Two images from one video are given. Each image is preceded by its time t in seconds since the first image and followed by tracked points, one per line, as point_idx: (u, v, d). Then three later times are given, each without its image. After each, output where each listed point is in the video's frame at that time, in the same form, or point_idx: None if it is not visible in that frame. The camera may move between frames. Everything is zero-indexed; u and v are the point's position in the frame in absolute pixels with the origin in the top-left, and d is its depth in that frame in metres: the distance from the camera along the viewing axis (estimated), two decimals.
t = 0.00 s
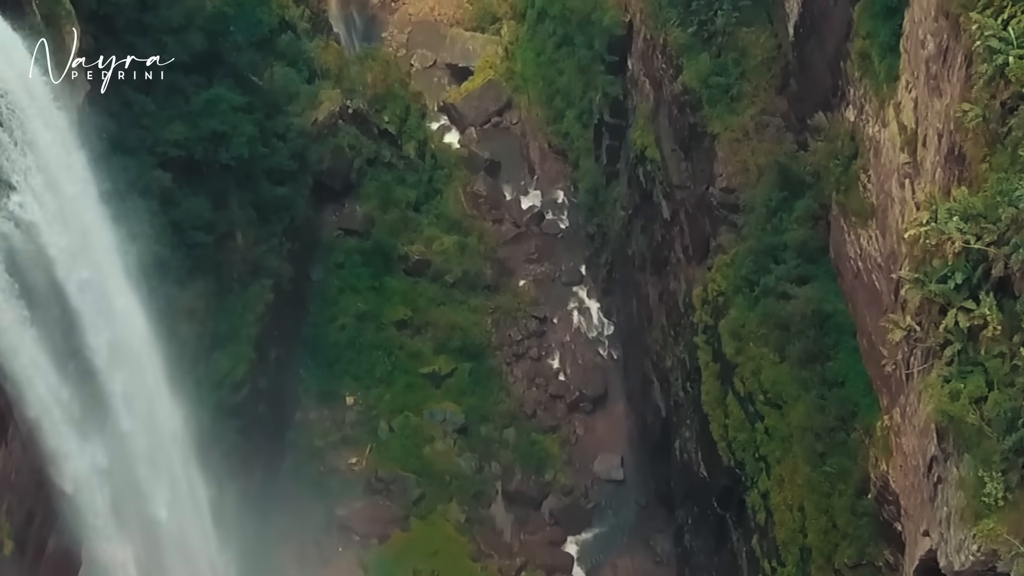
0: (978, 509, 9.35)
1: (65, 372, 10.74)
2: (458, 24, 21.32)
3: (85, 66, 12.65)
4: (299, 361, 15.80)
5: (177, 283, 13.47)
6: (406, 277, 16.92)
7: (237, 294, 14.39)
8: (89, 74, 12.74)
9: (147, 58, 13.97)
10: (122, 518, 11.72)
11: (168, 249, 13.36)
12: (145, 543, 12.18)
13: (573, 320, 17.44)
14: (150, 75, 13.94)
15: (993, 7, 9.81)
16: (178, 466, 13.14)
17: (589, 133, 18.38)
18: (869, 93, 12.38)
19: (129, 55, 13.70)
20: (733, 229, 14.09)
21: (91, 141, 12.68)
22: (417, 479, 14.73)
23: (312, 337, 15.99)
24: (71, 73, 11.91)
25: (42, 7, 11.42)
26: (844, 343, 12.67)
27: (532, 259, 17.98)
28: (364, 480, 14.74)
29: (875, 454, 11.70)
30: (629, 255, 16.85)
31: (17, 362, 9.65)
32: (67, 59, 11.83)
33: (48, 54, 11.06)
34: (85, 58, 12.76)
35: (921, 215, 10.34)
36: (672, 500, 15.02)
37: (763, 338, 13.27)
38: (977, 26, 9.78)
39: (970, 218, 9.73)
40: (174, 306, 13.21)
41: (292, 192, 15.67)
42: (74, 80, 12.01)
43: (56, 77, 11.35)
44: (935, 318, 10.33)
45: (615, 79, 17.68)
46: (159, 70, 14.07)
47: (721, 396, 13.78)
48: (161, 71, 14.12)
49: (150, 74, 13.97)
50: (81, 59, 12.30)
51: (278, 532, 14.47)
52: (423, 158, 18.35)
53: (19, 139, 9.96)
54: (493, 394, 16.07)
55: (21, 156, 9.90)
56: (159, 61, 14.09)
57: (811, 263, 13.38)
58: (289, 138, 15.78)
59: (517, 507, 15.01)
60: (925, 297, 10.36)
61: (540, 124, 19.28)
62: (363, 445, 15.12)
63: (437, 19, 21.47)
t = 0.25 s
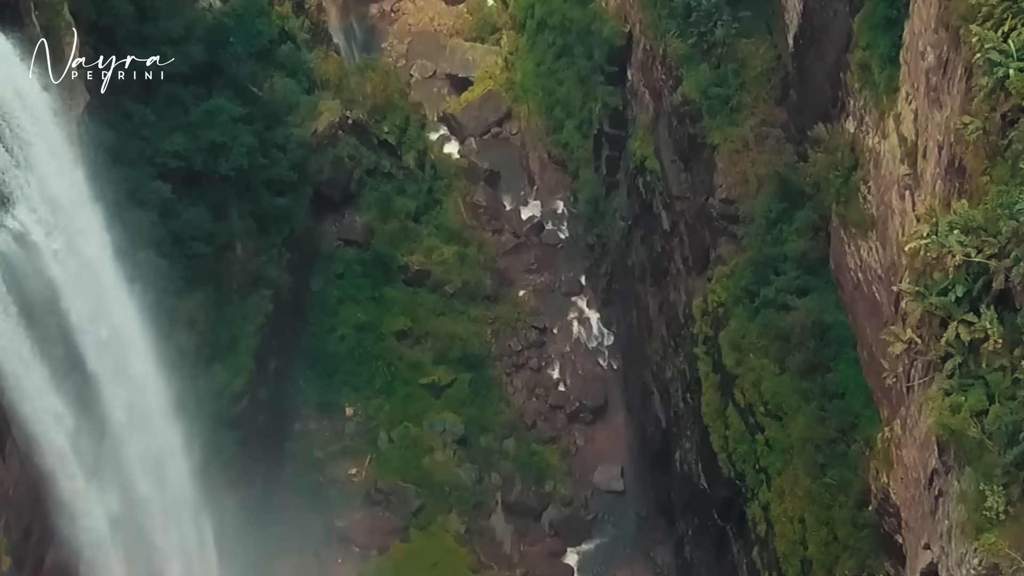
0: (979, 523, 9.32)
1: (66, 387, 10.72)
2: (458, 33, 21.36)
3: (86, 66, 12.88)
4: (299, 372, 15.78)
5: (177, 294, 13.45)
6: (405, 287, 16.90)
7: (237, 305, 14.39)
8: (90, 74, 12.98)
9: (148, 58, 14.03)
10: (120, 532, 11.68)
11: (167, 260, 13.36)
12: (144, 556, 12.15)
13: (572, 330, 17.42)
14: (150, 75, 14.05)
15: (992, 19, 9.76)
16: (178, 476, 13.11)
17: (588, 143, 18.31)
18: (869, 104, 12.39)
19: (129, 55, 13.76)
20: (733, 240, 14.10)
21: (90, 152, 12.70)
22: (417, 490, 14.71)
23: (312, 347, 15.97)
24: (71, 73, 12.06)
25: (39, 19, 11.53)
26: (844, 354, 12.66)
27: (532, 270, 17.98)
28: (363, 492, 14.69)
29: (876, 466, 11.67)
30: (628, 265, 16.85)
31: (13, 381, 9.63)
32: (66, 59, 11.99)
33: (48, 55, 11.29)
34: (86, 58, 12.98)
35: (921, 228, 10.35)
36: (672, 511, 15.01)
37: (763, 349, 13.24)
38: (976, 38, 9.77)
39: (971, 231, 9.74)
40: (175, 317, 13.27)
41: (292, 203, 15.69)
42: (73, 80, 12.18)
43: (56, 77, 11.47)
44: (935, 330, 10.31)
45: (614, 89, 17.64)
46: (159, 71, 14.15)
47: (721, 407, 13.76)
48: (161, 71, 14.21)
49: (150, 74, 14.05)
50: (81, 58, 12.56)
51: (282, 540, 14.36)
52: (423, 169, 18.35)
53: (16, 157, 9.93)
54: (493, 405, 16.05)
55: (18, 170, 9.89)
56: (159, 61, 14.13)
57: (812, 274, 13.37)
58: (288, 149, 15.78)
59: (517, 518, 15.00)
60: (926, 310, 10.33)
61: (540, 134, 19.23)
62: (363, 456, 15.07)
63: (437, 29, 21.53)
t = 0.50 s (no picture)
0: (980, 536, 9.29)
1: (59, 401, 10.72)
2: (457, 44, 21.40)
3: (86, 66, 12.94)
4: (298, 382, 15.75)
5: (175, 305, 13.42)
6: (405, 297, 16.90)
7: (236, 315, 14.37)
8: (90, 73, 13.02)
9: (147, 58, 13.99)
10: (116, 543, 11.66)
11: (166, 271, 13.34)
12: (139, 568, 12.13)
13: (572, 340, 17.40)
14: (150, 75, 14.05)
15: (992, 30, 9.69)
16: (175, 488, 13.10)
17: (588, 153, 18.25)
18: (869, 115, 12.39)
19: (128, 55, 13.72)
20: (733, 251, 14.09)
21: (86, 162, 12.70)
22: (416, 501, 14.68)
23: (311, 357, 15.95)
24: (71, 73, 12.24)
25: (40, 29, 11.43)
26: (844, 365, 12.64)
27: (531, 280, 17.97)
28: (362, 502, 14.66)
29: (876, 478, 11.63)
30: (628, 276, 16.86)
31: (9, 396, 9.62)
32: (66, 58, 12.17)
33: (48, 54, 11.47)
34: (86, 59, 13.05)
35: (921, 241, 10.34)
36: (672, 522, 14.99)
37: (763, 361, 13.22)
38: (976, 50, 9.74)
39: (971, 244, 9.73)
40: (174, 327, 13.24)
41: (291, 213, 15.69)
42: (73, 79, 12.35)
43: (55, 77, 11.63)
44: (936, 343, 10.28)
45: (613, 100, 17.65)
46: (159, 70, 14.15)
47: (721, 418, 13.73)
48: (162, 71, 14.21)
49: (150, 75, 14.03)
50: (81, 57, 12.73)
51: (280, 552, 14.31)
52: (423, 179, 18.36)
53: (11, 171, 9.92)
54: (493, 415, 16.02)
55: (13, 185, 9.89)
56: (158, 61, 14.11)
57: (811, 285, 13.37)
58: (288, 159, 15.79)
59: (517, 529, 14.96)
60: (927, 323, 10.31)
61: (539, 144, 19.23)
62: (362, 467, 15.07)
63: (437, 40, 21.58)
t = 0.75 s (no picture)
0: (981, 550, 9.25)
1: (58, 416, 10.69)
2: (457, 54, 21.41)
3: (86, 65, 12.87)
4: (297, 393, 15.72)
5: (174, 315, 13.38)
6: (404, 307, 16.90)
7: (236, 325, 14.34)
8: (90, 73, 12.95)
9: (147, 58, 14.04)
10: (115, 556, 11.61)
11: (165, 281, 13.32)
12: None
13: (571, 351, 17.38)
14: (150, 75, 14.00)
15: (992, 43, 9.68)
16: (175, 498, 13.03)
17: (588, 163, 18.30)
18: (868, 127, 12.38)
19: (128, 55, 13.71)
20: (732, 261, 14.09)
21: (86, 174, 12.69)
22: (415, 512, 14.64)
23: (310, 368, 15.93)
24: (71, 73, 12.23)
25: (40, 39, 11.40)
26: (844, 377, 12.63)
27: (531, 290, 17.96)
28: (361, 513, 14.63)
29: (877, 490, 11.59)
30: (627, 286, 16.87)
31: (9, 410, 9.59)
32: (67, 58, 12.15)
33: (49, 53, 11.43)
34: (86, 58, 12.98)
35: (922, 253, 10.34)
36: (672, 533, 14.97)
37: (763, 372, 13.20)
38: (976, 63, 9.73)
39: (972, 256, 9.72)
40: (174, 338, 13.20)
41: (290, 224, 15.68)
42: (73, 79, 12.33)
43: (56, 78, 11.64)
44: (936, 356, 10.26)
45: (613, 110, 17.67)
46: (159, 70, 14.14)
47: (721, 429, 13.70)
48: (161, 72, 14.20)
49: (150, 74, 14.01)
50: (81, 57, 12.66)
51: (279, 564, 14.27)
52: (422, 190, 18.37)
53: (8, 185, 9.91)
54: (492, 426, 15.99)
55: (9, 199, 9.88)
56: (159, 61, 14.14)
57: (811, 296, 13.37)
58: (287, 170, 15.78)
59: (516, 540, 14.92)
60: (928, 336, 10.28)
61: (539, 154, 19.24)
62: (361, 478, 15.03)
63: (436, 50, 21.61)
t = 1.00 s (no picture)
0: (982, 563, 9.23)
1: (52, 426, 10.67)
2: (456, 64, 21.45)
3: (87, 66, 12.94)
4: (297, 403, 15.68)
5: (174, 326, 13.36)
6: (403, 317, 16.89)
7: (235, 335, 14.31)
8: (91, 74, 13.02)
9: (148, 58, 14.07)
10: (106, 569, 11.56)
11: (164, 291, 13.30)
12: None
13: (571, 361, 17.37)
14: (150, 75, 14.08)
15: (992, 55, 9.69)
16: (171, 509, 12.98)
17: (587, 173, 18.32)
18: (868, 138, 12.38)
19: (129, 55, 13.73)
20: (732, 272, 14.08)
21: (84, 185, 12.69)
22: (415, 522, 14.60)
23: (310, 378, 15.90)
24: (71, 73, 12.29)
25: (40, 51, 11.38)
26: (844, 388, 12.62)
27: (530, 300, 17.95)
28: (361, 524, 14.56)
29: (877, 501, 11.58)
30: (627, 296, 16.88)
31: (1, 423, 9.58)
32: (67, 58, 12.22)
33: (48, 53, 11.41)
34: (87, 58, 13.05)
35: (921, 266, 10.33)
36: (672, 544, 14.95)
37: (763, 383, 13.18)
38: (977, 75, 9.72)
39: (972, 269, 9.70)
40: (172, 348, 13.16)
41: (290, 234, 15.67)
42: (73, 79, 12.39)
43: (56, 77, 11.65)
44: (936, 369, 10.21)
45: (612, 120, 17.70)
46: (159, 71, 14.20)
47: (721, 440, 13.68)
48: (161, 72, 14.25)
49: (150, 75, 14.06)
50: (80, 57, 12.70)
51: None
52: (422, 199, 18.39)
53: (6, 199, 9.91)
54: (492, 436, 15.97)
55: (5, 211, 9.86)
56: (159, 62, 14.18)
57: (811, 307, 13.35)
58: (287, 180, 15.78)
59: (516, 551, 14.92)
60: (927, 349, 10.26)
61: (539, 164, 19.25)
62: (361, 488, 14.97)
63: (435, 60, 21.64)
